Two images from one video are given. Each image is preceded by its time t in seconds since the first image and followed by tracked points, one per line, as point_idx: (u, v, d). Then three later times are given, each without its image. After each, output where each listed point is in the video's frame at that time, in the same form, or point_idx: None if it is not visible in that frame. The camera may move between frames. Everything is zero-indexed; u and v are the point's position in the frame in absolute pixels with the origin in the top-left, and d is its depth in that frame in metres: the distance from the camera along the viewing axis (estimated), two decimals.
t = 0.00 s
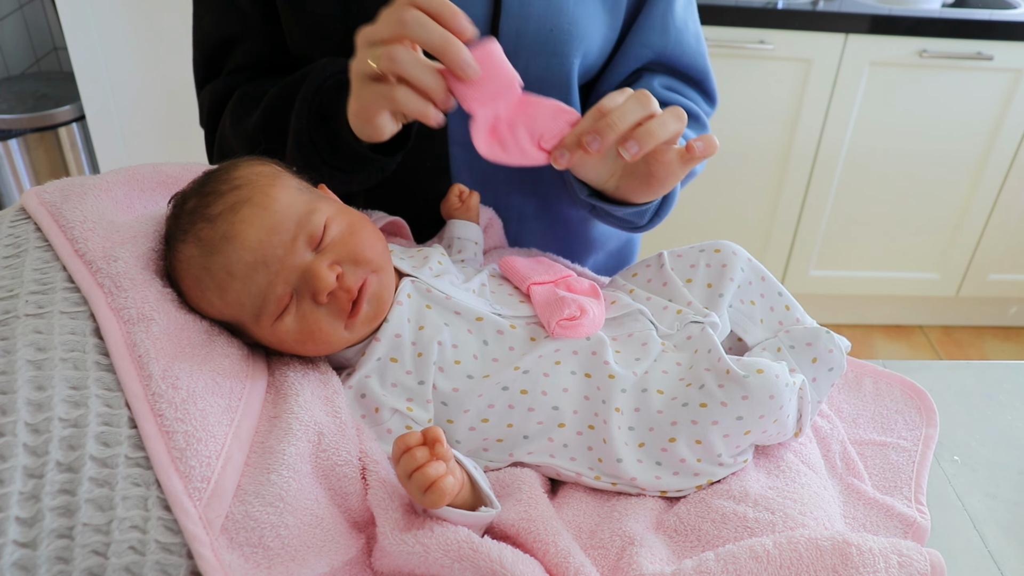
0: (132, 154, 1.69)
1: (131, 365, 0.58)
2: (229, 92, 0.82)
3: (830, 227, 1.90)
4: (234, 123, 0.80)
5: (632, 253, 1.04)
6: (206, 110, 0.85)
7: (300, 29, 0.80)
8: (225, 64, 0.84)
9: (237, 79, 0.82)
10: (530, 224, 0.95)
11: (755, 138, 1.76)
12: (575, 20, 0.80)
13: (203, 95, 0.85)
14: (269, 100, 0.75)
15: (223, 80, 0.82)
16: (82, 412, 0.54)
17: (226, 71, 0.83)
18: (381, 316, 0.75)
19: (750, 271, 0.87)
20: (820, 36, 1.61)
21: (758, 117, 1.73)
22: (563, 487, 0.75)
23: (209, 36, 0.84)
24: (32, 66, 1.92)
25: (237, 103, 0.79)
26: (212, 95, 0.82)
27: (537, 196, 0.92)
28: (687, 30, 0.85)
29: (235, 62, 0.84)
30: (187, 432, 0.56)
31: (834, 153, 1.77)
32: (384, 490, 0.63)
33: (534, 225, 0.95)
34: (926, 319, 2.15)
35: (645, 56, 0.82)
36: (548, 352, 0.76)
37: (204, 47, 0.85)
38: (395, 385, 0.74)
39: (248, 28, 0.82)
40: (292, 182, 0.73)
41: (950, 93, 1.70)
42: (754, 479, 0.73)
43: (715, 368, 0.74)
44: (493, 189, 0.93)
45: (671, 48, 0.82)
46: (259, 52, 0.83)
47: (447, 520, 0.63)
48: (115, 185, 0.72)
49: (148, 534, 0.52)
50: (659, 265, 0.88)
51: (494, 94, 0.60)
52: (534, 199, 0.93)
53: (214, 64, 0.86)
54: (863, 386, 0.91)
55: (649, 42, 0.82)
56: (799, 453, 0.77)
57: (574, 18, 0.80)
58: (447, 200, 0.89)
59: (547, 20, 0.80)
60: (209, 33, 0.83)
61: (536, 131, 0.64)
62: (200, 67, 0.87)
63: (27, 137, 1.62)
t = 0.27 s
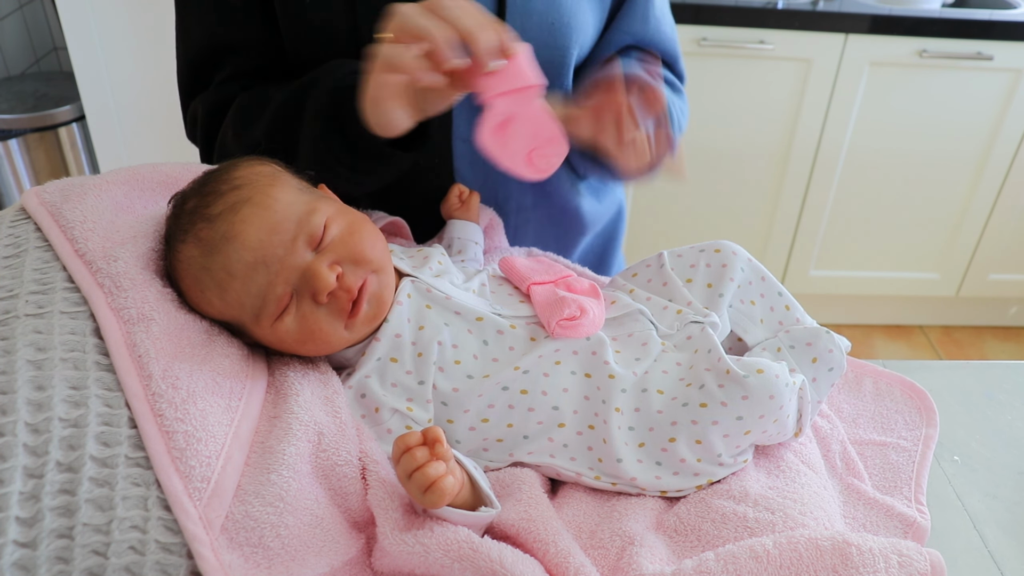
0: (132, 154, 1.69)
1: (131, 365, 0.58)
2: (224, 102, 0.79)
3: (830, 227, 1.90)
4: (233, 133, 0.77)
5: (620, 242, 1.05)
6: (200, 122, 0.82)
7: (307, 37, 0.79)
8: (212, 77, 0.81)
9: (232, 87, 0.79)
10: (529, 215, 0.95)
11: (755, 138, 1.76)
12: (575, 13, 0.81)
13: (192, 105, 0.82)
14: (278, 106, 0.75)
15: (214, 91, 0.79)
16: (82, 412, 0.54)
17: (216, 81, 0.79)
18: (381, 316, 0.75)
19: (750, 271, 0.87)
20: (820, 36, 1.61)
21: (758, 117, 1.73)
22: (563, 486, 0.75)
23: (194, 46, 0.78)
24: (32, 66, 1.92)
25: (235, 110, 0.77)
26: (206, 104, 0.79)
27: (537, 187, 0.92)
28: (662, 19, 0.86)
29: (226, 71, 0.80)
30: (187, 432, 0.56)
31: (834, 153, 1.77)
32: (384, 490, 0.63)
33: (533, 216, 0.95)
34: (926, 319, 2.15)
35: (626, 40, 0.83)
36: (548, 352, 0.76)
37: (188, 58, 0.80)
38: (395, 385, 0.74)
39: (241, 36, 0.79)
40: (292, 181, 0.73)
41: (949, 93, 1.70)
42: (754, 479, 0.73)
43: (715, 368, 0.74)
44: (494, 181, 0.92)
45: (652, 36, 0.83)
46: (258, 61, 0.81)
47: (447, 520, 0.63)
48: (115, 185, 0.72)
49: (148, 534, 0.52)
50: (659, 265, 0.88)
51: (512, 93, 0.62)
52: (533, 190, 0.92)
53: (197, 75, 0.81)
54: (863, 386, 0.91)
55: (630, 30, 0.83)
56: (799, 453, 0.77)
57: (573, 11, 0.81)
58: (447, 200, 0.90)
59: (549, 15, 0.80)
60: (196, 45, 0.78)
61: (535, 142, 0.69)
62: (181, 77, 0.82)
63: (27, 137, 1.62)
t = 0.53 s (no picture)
0: (132, 154, 1.69)
1: (131, 364, 0.58)
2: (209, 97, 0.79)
3: (830, 227, 1.90)
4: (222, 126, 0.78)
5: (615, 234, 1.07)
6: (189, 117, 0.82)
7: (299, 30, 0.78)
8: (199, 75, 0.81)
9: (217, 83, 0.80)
10: (533, 210, 0.96)
11: (755, 138, 1.76)
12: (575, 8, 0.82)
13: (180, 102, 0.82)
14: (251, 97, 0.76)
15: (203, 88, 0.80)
16: (82, 412, 0.54)
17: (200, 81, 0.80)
18: (381, 316, 0.74)
19: (750, 271, 0.87)
20: (820, 36, 1.61)
21: (758, 116, 1.73)
22: (563, 486, 0.75)
23: (178, 50, 0.78)
24: (32, 66, 1.92)
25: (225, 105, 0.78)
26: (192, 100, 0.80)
27: (539, 184, 0.92)
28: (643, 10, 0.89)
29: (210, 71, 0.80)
30: (187, 432, 0.56)
31: (834, 153, 1.77)
32: (384, 490, 0.63)
33: (536, 212, 0.96)
34: (926, 319, 2.15)
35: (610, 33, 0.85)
36: (548, 352, 0.76)
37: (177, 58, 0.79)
38: (395, 385, 0.74)
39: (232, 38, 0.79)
40: (292, 182, 0.73)
41: (949, 93, 1.70)
42: (754, 479, 0.73)
43: (715, 368, 0.74)
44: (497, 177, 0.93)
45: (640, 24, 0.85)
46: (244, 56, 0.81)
47: (447, 520, 0.63)
48: (115, 185, 0.72)
49: (148, 534, 0.52)
50: (659, 265, 0.88)
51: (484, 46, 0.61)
52: (535, 186, 0.93)
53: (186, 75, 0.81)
54: (863, 386, 0.91)
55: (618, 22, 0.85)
56: (799, 453, 0.77)
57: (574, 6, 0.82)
58: (447, 200, 0.91)
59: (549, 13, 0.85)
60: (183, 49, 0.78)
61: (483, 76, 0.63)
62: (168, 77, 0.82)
63: (27, 137, 1.62)
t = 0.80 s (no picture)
0: (132, 154, 1.69)
1: (131, 364, 0.58)
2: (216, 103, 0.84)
3: (830, 227, 1.90)
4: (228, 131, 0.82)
5: (612, 233, 1.07)
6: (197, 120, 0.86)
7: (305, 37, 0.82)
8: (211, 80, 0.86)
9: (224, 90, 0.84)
10: (534, 212, 0.96)
11: (755, 138, 1.76)
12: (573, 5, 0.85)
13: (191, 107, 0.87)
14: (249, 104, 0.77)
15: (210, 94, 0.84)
16: (82, 412, 0.54)
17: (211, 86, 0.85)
18: (381, 316, 0.74)
19: (750, 271, 0.87)
20: (820, 36, 1.61)
21: (758, 116, 1.73)
22: (563, 486, 0.75)
23: (189, 52, 0.83)
24: (32, 66, 1.92)
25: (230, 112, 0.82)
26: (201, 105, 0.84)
27: (540, 185, 0.92)
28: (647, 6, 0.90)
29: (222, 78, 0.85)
30: (187, 432, 0.56)
31: (834, 153, 1.77)
32: (384, 490, 0.63)
33: (538, 213, 0.96)
34: (926, 319, 2.15)
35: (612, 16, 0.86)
36: (548, 352, 0.76)
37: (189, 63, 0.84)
38: (395, 385, 0.74)
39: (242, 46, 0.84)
40: (292, 182, 0.73)
41: (949, 93, 1.70)
42: (754, 479, 0.73)
43: (715, 368, 0.74)
44: (497, 175, 0.94)
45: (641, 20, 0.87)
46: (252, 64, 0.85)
47: (447, 520, 0.63)
48: (115, 185, 0.72)
49: (148, 534, 0.52)
50: (659, 265, 0.88)
51: (397, 122, 0.61)
52: (536, 186, 0.93)
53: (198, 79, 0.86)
54: (863, 386, 0.91)
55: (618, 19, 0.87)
56: (799, 453, 0.77)
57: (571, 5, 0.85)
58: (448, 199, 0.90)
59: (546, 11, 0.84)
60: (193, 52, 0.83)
61: (430, 167, 0.64)
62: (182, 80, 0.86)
63: (27, 137, 1.62)
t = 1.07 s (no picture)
0: (132, 154, 1.69)
1: (131, 364, 0.58)
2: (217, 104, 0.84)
3: (830, 227, 1.90)
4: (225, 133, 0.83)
5: (613, 237, 1.07)
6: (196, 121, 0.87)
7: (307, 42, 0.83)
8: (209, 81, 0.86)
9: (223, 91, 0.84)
10: (529, 214, 0.97)
11: (755, 138, 1.76)
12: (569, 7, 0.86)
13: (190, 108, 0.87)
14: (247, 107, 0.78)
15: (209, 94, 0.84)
16: (82, 412, 0.54)
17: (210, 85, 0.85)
18: (381, 316, 0.74)
19: (750, 271, 0.87)
20: (820, 36, 1.61)
21: (757, 116, 1.73)
22: (563, 486, 0.75)
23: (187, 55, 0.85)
24: (32, 66, 1.92)
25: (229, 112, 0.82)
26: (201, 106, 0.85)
27: (533, 190, 0.93)
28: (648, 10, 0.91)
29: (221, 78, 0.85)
30: (187, 432, 0.56)
31: (834, 153, 1.77)
32: (384, 490, 0.63)
33: (532, 216, 0.97)
34: (926, 319, 2.16)
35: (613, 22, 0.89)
36: (548, 352, 0.76)
37: (188, 63, 0.85)
38: (395, 385, 0.74)
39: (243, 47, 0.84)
40: (292, 182, 0.73)
41: (949, 93, 1.70)
42: (754, 479, 0.73)
43: (715, 368, 0.74)
44: (491, 182, 0.95)
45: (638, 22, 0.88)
46: (253, 67, 0.85)
47: (447, 520, 0.63)
48: (115, 185, 0.72)
49: (148, 534, 0.52)
50: (659, 265, 0.88)
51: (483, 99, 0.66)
52: (529, 191, 0.94)
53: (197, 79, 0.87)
54: (863, 386, 0.91)
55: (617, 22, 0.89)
56: (799, 453, 0.77)
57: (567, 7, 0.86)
58: (447, 200, 0.89)
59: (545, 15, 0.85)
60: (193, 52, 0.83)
61: (521, 134, 0.70)
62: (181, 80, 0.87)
63: (27, 137, 1.62)
